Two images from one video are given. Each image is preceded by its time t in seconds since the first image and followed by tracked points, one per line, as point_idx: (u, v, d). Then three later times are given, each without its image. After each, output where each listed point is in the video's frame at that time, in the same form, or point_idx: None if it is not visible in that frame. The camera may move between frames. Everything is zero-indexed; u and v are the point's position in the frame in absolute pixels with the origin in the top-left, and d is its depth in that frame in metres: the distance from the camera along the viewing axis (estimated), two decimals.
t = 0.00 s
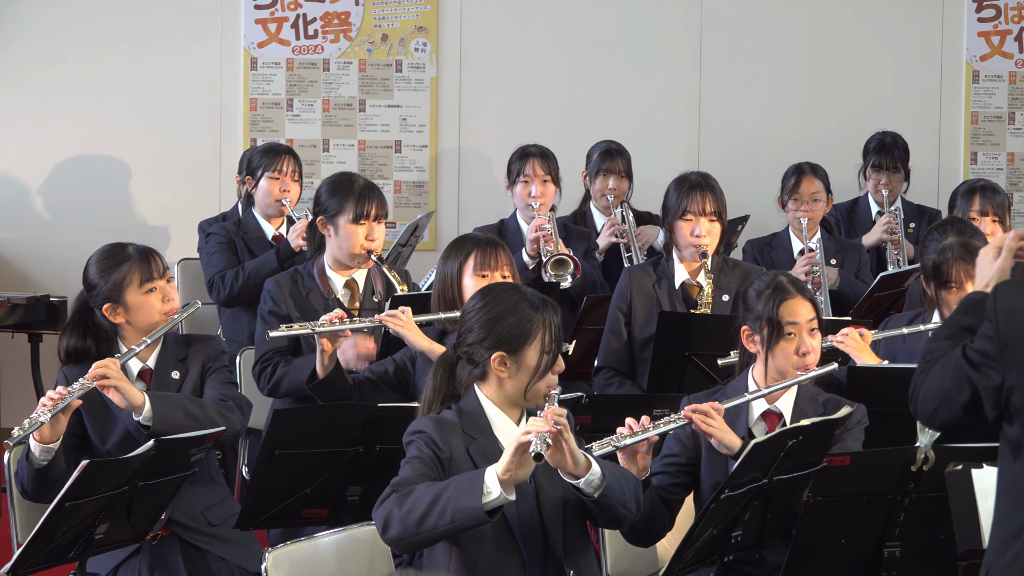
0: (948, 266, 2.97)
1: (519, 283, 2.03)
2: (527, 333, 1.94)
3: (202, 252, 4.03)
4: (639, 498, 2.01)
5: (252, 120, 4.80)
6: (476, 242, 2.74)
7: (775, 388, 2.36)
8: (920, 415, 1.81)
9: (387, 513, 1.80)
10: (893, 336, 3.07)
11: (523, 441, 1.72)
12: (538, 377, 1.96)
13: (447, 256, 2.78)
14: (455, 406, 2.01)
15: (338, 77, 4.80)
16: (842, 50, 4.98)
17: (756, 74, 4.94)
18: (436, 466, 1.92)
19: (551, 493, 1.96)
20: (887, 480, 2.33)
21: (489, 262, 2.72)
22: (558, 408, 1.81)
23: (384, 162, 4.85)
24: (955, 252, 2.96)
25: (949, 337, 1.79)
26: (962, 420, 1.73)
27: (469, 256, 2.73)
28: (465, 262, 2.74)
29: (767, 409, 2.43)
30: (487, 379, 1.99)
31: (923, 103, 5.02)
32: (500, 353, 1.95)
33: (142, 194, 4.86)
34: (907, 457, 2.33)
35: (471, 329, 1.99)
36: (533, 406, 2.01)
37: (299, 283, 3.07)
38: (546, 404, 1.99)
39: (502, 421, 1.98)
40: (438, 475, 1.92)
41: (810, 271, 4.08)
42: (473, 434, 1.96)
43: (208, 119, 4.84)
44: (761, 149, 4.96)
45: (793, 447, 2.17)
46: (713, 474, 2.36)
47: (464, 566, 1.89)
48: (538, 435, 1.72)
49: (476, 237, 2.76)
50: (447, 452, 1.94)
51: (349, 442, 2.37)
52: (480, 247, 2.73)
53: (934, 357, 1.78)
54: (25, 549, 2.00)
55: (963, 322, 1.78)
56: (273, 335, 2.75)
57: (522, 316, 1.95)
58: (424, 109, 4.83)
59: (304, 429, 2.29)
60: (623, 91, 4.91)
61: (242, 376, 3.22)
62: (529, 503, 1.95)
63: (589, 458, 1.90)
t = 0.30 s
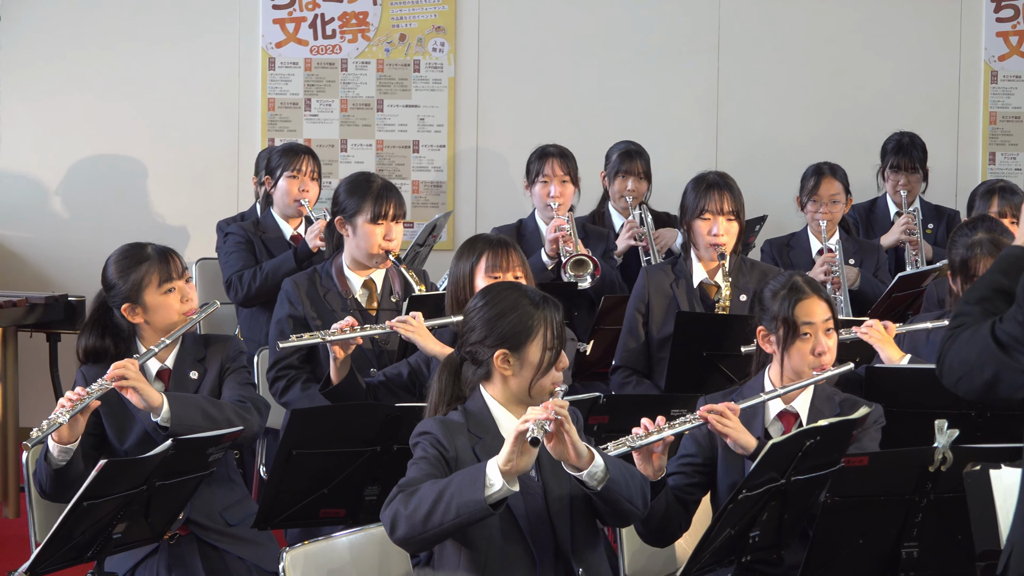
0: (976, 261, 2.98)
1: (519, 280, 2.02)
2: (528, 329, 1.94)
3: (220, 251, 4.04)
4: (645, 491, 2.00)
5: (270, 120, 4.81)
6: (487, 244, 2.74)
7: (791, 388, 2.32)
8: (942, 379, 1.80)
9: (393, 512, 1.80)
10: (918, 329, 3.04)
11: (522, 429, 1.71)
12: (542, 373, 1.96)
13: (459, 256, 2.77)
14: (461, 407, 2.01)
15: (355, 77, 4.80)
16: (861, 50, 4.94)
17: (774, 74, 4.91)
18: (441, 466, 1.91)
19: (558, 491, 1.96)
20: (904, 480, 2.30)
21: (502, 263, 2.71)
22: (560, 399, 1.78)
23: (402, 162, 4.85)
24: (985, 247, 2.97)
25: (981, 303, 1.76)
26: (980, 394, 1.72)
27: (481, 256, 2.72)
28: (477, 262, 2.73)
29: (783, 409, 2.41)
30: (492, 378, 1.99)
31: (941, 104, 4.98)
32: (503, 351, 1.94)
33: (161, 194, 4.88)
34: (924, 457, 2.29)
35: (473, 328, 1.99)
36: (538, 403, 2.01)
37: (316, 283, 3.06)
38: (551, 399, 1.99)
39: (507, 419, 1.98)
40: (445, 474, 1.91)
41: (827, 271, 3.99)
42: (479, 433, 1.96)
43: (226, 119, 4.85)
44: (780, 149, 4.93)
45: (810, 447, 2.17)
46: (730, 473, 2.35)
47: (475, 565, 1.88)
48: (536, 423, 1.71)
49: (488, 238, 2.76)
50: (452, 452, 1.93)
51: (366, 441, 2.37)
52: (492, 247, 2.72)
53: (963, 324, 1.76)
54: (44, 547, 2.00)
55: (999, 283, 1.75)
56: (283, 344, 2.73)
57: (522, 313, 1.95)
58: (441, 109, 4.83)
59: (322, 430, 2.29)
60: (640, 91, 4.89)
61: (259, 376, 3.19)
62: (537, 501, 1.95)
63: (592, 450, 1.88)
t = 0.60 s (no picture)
0: (1000, 262, 2.96)
1: (527, 281, 2.01)
2: (536, 330, 1.93)
3: (241, 251, 4.05)
4: (654, 493, 1.99)
5: (290, 121, 4.83)
6: (501, 245, 2.73)
7: (808, 390, 2.31)
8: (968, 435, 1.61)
9: (399, 515, 1.81)
10: (942, 329, 3.00)
11: (521, 428, 1.72)
12: (551, 374, 1.95)
13: (475, 256, 2.76)
14: (471, 409, 2.00)
15: (375, 77, 4.80)
16: (883, 49, 4.90)
17: (795, 73, 4.88)
18: (449, 467, 1.92)
19: (569, 491, 1.95)
20: (923, 482, 2.29)
21: (517, 262, 2.71)
22: (565, 398, 1.78)
23: (422, 163, 4.85)
24: (1010, 249, 2.94)
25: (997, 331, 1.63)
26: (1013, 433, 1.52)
27: (496, 256, 2.71)
28: (493, 262, 2.72)
29: (803, 410, 2.39)
30: (501, 380, 1.98)
31: (963, 104, 4.93)
32: (512, 352, 1.93)
33: (182, 195, 4.90)
34: (943, 459, 2.28)
35: (482, 329, 1.98)
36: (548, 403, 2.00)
37: (337, 284, 3.08)
38: (561, 399, 1.98)
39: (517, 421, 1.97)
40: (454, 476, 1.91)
41: (848, 267, 3.96)
42: (488, 435, 1.96)
43: (247, 120, 4.87)
44: (800, 149, 4.90)
45: (830, 448, 2.15)
46: (749, 473, 2.34)
47: (485, 565, 1.90)
48: (536, 421, 1.72)
49: (502, 239, 2.75)
50: (461, 453, 1.93)
51: (385, 442, 2.37)
52: (506, 248, 2.72)
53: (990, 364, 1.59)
54: (64, 547, 2.01)
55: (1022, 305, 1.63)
56: (300, 351, 2.72)
57: (530, 314, 1.94)
58: (461, 109, 4.83)
59: (340, 431, 2.29)
60: (660, 91, 4.88)
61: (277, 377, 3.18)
62: (548, 501, 1.94)
63: (597, 449, 1.88)
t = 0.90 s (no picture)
0: (1013, 269, 2.91)
1: (540, 283, 2.00)
2: (546, 331, 1.92)
3: (258, 250, 4.06)
4: (664, 495, 1.97)
5: (308, 121, 4.83)
6: (519, 244, 2.73)
7: (826, 391, 2.28)
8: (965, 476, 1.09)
9: (406, 517, 1.81)
10: (953, 337, 2.96)
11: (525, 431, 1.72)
12: (561, 375, 1.93)
13: (493, 255, 2.76)
14: (482, 410, 2.00)
15: (393, 77, 4.80)
16: (904, 49, 4.86)
17: (814, 73, 4.85)
18: (459, 469, 1.91)
19: (580, 492, 1.94)
20: (942, 482, 2.27)
21: (535, 263, 2.70)
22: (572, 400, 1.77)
23: (439, 162, 4.85)
24: (1022, 256, 2.88)
25: None
26: None
27: (513, 257, 2.71)
28: (510, 263, 2.71)
29: (820, 411, 2.37)
30: (512, 380, 1.97)
31: (984, 105, 4.88)
32: (522, 352, 1.92)
33: (200, 194, 4.92)
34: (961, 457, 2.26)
35: (493, 330, 1.97)
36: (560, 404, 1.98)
37: (356, 284, 3.08)
38: (572, 402, 1.96)
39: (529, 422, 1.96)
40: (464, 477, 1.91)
41: (866, 268, 3.91)
42: (499, 435, 1.95)
43: (265, 119, 4.88)
44: (819, 148, 4.87)
45: (847, 448, 2.14)
46: (766, 474, 2.31)
47: (494, 565, 1.90)
48: (541, 426, 1.72)
49: (520, 239, 2.74)
50: (471, 454, 1.92)
51: (402, 442, 2.36)
52: (524, 247, 2.71)
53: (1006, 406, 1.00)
54: (81, 547, 2.03)
55: None
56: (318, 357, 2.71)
57: (540, 315, 1.93)
58: (478, 109, 4.82)
59: (358, 431, 2.28)
60: (679, 91, 4.85)
61: (296, 380, 3.17)
62: (559, 501, 1.93)
63: (605, 450, 1.86)
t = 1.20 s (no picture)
0: None
1: (555, 282, 1.98)
2: (562, 332, 1.90)
3: (275, 250, 4.06)
4: (677, 497, 1.96)
5: (325, 120, 4.84)
6: (550, 246, 2.71)
7: (844, 389, 2.24)
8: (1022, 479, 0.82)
9: (416, 515, 1.80)
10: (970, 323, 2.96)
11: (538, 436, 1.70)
12: (576, 375, 1.92)
13: (522, 255, 2.75)
14: (497, 409, 1.99)
15: (410, 77, 4.80)
16: (923, 48, 4.82)
17: (832, 72, 4.82)
18: (473, 468, 1.91)
19: (595, 490, 1.94)
20: (959, 482, 2.27)
21: (565, 269, 2.68)
22: (587, 402, 1.77)
23: (456, 162, 4.84)
24: None
25: None
26: None
27: (544, 259, 2.69)
28: (540, 267, 2.69)
29: (836, 409, 2.34)
30: (528, 380, 1.96)
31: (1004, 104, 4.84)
32: (538, 353, 1.91)
33: (219, 195, 4.94)
34: (978, 458, 2.26)
35: (509, 330, 1.95)
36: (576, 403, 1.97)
37: (373, 282, 3.07)
38: (587, 402, 1.96)
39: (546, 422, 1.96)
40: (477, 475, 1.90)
41: (882, 266, 3.88)
42: (514, 434, 1.94)
43: (281, 120, 4.90)
44: (837, 148, 4.84)
45: (863, 449, 2.13)
46: (783, 474, 2.29)
47: (508, 565, 1.89)
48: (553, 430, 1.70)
49: (551, 242, 2.73)
50: (485, 453, 1.92)
51: (419, 442, 2.36)
52: (554, 250, 2.70)
53: None
54: (98, 546, 2.03)
55: None
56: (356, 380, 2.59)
57: (556, 316, 1.91)
58: (495, 109, 4.82)
59: (376, 430, 2.29)
60: (696, 90, 4.83)
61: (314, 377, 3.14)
62: (574, 501, 1.93)
63: (618, 455, 1.85)
